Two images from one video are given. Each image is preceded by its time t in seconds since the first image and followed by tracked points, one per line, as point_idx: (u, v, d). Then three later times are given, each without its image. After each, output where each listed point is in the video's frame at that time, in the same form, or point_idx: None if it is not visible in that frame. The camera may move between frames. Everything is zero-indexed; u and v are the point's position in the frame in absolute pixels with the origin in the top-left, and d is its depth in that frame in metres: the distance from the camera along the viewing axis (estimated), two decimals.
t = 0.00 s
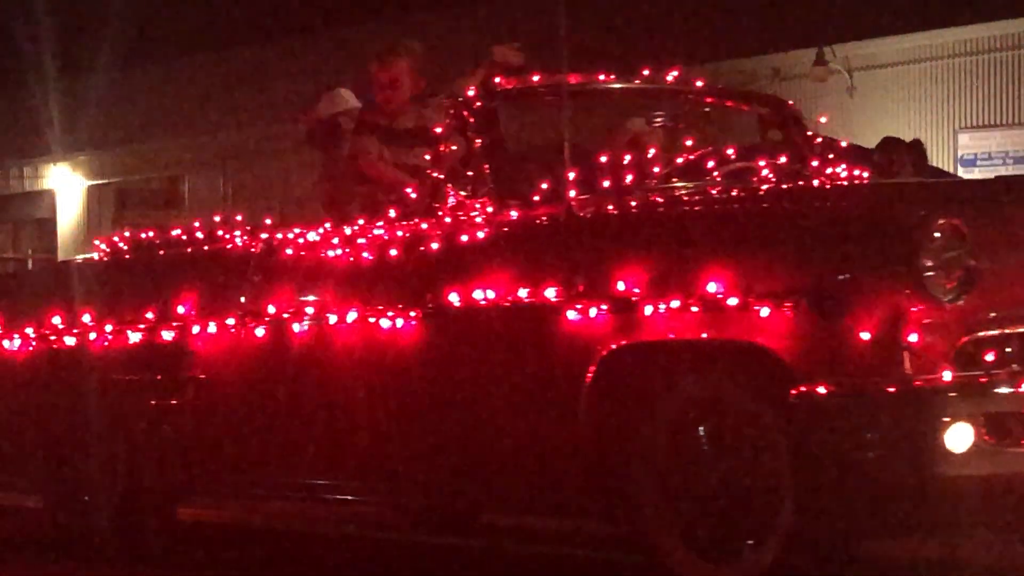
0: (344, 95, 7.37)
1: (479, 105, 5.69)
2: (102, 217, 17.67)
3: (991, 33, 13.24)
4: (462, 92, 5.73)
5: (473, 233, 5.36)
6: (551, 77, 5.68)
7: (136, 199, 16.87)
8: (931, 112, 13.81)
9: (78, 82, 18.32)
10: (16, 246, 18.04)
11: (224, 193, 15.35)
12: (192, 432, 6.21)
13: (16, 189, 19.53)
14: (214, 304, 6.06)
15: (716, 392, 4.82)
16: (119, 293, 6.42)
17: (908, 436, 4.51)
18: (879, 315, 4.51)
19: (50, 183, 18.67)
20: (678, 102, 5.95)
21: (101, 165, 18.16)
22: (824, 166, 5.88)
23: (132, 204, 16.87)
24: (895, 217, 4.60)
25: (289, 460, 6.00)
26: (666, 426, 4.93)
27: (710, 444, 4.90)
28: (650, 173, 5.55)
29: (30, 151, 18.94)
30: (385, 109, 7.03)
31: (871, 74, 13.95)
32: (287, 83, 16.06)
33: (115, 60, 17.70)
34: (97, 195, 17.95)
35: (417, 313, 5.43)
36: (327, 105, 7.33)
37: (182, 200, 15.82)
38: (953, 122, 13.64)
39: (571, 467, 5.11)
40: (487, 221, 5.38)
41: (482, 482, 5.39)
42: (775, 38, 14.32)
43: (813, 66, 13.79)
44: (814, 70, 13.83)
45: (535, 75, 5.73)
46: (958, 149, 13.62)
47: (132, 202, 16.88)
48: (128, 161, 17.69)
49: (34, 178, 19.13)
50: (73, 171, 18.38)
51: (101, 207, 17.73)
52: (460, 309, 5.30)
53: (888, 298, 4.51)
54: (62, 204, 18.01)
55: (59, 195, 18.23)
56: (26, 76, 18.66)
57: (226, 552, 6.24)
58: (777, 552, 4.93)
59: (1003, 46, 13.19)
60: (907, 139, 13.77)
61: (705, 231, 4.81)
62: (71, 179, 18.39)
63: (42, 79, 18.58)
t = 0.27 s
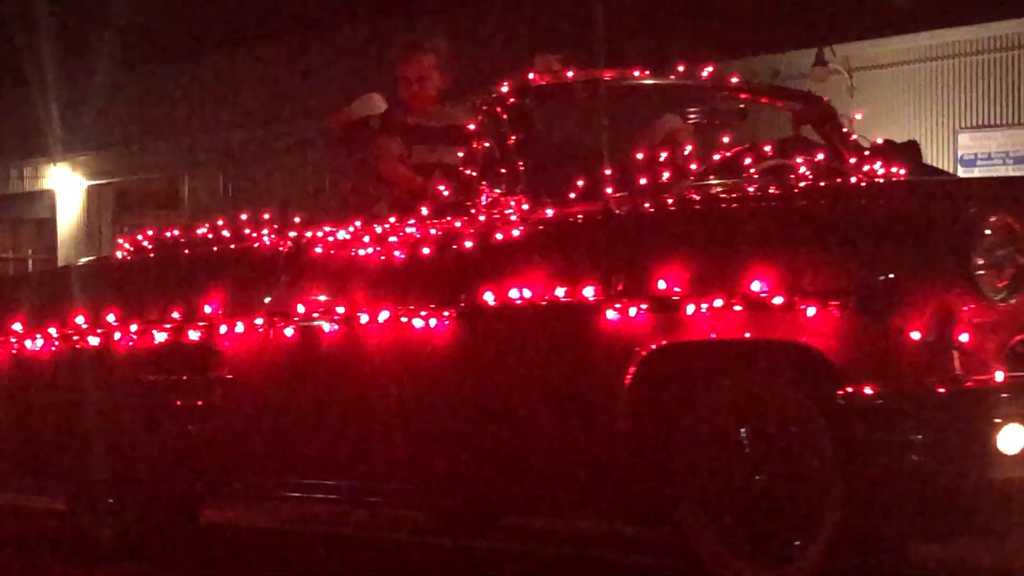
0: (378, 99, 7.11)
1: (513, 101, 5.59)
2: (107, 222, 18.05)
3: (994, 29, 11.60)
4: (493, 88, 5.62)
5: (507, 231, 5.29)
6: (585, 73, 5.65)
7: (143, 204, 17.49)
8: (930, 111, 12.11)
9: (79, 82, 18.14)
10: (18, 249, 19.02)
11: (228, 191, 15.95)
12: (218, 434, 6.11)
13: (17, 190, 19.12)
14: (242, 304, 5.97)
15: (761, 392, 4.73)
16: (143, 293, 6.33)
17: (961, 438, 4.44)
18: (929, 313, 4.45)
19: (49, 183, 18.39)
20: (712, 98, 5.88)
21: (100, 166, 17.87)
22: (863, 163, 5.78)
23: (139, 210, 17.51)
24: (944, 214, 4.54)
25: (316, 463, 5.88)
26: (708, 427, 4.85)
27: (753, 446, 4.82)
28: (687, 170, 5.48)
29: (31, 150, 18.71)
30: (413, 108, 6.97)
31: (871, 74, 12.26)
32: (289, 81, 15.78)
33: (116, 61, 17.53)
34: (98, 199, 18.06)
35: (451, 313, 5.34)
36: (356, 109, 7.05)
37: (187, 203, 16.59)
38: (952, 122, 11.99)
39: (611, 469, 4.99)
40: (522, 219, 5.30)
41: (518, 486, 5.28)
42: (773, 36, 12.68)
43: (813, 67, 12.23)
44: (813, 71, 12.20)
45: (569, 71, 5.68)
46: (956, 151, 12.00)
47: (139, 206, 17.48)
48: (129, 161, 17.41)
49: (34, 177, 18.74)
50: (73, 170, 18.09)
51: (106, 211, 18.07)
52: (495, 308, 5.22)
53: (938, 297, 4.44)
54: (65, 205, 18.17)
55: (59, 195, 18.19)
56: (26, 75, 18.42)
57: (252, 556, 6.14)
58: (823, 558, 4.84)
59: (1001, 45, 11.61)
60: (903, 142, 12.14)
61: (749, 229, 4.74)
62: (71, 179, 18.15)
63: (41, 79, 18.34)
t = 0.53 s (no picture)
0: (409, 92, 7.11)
1: (542, 99, 5.59)
2: (108, 221, 18.19)
3: (991, 29, 10.83)
4: (524, 84, 5.63)
5: (538, 229, 5.23)
6: (615, 69, 5.58)
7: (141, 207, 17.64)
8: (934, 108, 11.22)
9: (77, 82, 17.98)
10: (18, 248, 19.22)
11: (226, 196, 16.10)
12: (240, 435, 6.04)
13: (17, 189, 19.05)
14: (267, 303, 5.89)
15: (800, 391, 4.66)
16: (165, 292, 6.27)
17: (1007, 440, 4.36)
18: (972, 312, 4.37)
19: (50, 183, 18.60)
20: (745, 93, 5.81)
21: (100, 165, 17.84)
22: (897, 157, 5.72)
23: (136, 210, 17.75)
24: (988, 212, 4.47)
25: (341, 465, 5.80)
26: (745, 428, 4.77)
27: (789, 446, 4.73)
28: (720, 167, 5.44)
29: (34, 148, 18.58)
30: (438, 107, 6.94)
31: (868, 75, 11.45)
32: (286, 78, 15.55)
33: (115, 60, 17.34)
34: (98, 199, 18.12)
35: (480, 312, 5.26)
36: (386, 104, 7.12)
37: (186, 205, 16.79)
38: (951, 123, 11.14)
39: (646, 470, 4.92)
40: (553, 217, 5.24)
41: (548, 488, 5.18)
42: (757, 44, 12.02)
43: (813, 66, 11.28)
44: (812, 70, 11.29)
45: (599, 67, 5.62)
46: (953, 152, 11.13)
47: (137, 206, 17.74)
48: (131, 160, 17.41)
49: (35, 176, 18.77)
50: (73, 171, 18.23)
51: (106, 210, 18.12)
52: (526, 307, 5.14)
53: (983, 295, 4.36)
54: (65, 205, 18.35)
55: (59, 196, 18.40)
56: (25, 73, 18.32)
57: (274, 559, 6.06)
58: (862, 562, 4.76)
59: (999, 46, 10.83)
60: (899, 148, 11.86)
61: (787, 227, 4.68)
62: (71, 180, 18.29)
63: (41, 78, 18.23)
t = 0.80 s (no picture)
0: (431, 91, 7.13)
1: (568, 95, 5.54)
2: (106, 221, 18.15)
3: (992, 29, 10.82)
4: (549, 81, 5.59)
5: (565, 227, 5.17)
6: (642, 66, 5.55)
7: (140, 207, 17.55)
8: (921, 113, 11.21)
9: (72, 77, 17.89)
10: (17, 247, 19.37)
11: (226, 193, 16.07)
12: (260, 436, 5.97)
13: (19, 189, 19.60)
14: (288, 302, 5.83)
15: (833, 391, 4.63)
16: (184, 291, 6.22)
17: None
18: (1013, 310, 4.36)
19: (50, 183, 18.83)
20: (771, 90, 5.78)
21: (95, 164, 18.13)
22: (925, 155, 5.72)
23: (135, 210, 17.56)
24: None
25: (362, 469, 5.73)
26: (777, 428, 4.73)
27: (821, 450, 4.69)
28: (749, 165, 5.41)
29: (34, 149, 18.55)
30: (458, 105, 6.91)
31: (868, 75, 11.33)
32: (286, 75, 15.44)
33: (115, 61, 17.25)
34: (97, 199, 18.29)
35: (506, 311, 5.20)
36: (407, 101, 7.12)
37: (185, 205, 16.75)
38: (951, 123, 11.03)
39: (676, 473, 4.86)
40: (580, 216, 5.19)
41: (577, 491, 5.11)
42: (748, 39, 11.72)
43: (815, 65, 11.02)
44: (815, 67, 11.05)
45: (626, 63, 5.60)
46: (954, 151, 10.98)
47: (136, 207, 17.58)
48: (131, 159, 17.63)
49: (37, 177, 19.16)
50: (73, 171, 18.38)
51: (105, 210, 18.16)
52: (553, 306, 5.08)
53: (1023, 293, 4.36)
54: (65, 205, 18.51)
55: (59, 195, 18.56)
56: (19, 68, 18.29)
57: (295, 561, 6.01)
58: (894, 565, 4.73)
59: (999, 46, 10.84)
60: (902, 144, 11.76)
61: (818, 223, 4.64)
62: (71, 179, 18.45)
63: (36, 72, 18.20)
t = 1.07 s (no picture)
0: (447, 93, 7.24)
1: (591, 92, 5.48)
2: (107, 222, 17.83)
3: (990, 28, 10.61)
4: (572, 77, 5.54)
5: (589, 226, 5.14)
6: (665, 64, 5.56)
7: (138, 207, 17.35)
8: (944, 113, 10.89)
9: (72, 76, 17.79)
10: (17, 247, 18.48)
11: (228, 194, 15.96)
12: (277, 437, 5.91)
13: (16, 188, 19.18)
14: (307, 302, 5.79)
15: (864, 391, 4.59)
16: (200, 291, 6.17)
17: None
18: None
19: (50, 183, 18.41)
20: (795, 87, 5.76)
21: (98, 166, 17.73)
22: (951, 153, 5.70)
23: (135, 211, 17.42)
24: None
25: (381, 471, 5.66)
26: (805, 429, 4.68)
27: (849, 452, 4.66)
28: (774, 163, 5.39)
29: (31, 147, 18.34)
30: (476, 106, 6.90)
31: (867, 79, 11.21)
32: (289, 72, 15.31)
33: (119, 60, 17.14)
34: (98, 200, 17.89)
35: (528, 310, 5.13)
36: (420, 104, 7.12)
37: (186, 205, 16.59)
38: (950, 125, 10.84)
39: (703, 475, 4.81)
40: (603, 215, 5.16)
41: (601, 493, 5.06)
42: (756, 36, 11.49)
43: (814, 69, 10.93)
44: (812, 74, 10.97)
45: (649, 61, 5.60)
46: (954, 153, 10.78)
47: (136, 207, 17.42)
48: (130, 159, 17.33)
49: (35, 177, 18.78)
50: (73, 171, 18.02)
51: (105, 212, 17.86)
52: (577, 306, 5.02)
53: None
54: (65, 205, 18.08)
55: (59, 195, 18.15)
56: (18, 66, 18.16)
57: (314, 562, 5.96)
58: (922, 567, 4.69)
59: (1001, 45, 10.63)
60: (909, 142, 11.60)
61: (844, 224, 4.63)
62: (71, 180, 18.08)
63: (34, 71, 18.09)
